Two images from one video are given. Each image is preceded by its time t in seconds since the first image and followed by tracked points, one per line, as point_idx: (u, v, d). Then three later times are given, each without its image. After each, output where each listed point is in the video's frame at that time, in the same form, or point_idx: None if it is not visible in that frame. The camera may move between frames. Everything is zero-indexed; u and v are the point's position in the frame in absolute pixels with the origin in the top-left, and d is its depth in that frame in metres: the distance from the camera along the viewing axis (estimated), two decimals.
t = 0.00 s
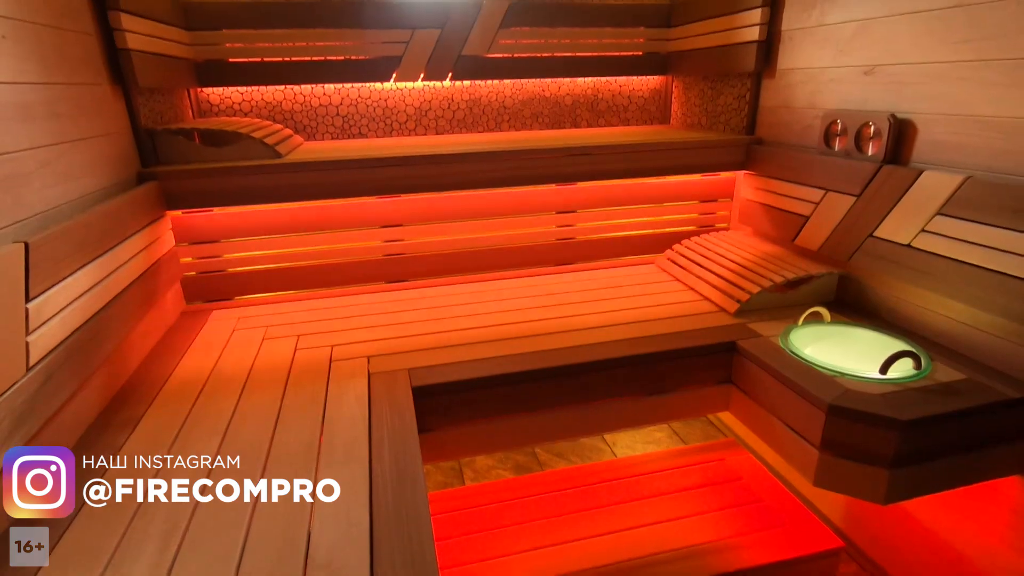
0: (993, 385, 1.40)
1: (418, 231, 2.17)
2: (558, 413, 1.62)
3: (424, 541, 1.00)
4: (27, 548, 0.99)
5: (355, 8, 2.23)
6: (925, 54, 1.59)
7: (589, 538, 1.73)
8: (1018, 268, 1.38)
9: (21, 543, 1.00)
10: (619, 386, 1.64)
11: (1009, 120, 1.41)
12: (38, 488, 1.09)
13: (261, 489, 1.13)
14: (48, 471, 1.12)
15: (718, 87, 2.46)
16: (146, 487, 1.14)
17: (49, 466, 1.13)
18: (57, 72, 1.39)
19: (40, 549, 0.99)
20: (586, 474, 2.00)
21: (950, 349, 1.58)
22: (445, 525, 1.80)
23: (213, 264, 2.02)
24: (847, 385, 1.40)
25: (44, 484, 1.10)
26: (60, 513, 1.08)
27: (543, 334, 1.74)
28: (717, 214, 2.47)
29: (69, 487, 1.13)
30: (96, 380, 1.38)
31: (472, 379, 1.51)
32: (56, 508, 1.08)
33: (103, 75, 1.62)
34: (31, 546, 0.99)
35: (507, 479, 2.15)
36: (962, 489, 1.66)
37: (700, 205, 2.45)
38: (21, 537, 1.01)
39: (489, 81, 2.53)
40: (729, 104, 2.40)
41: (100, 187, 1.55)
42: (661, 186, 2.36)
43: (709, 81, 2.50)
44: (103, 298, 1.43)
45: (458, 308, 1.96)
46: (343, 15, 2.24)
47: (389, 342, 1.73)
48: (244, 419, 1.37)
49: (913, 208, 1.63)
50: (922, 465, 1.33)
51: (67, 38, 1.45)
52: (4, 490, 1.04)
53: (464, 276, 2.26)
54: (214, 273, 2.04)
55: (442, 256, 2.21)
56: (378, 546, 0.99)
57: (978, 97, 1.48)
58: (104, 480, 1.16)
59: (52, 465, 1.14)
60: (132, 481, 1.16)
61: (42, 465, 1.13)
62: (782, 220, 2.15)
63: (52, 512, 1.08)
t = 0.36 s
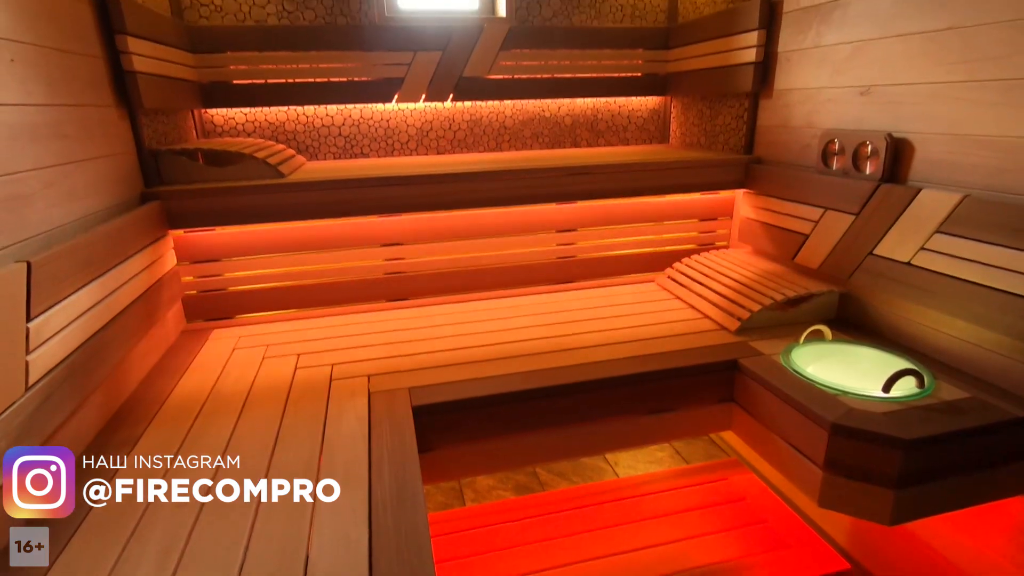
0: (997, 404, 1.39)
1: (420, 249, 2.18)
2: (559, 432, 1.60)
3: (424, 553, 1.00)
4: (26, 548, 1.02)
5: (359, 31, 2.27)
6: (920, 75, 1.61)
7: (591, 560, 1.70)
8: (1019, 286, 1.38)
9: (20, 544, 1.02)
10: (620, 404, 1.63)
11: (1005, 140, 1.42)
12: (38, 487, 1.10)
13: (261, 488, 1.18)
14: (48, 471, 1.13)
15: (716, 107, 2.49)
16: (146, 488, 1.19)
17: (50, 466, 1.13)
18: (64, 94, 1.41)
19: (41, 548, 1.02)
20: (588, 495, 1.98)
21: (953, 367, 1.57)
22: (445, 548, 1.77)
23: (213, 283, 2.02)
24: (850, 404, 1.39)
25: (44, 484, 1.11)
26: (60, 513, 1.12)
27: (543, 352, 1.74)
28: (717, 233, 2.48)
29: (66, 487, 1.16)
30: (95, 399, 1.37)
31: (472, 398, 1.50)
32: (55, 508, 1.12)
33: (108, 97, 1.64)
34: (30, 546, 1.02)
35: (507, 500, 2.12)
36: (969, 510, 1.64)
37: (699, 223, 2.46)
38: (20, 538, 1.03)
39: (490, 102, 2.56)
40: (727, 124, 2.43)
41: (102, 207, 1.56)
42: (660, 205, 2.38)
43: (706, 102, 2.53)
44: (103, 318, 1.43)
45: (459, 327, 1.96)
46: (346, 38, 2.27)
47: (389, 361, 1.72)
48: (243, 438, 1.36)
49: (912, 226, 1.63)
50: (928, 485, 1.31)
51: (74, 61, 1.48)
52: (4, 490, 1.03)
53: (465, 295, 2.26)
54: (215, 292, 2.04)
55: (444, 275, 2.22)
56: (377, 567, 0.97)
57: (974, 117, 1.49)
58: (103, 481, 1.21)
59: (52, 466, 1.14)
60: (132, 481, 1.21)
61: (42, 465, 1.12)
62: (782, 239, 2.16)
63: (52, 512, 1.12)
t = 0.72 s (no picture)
0: (1001, 422, 1.38)
1: (421, 268, 2.18)
2: (560, 452, 1.59)
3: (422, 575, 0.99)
4: (26, 549, 1.05)
5: (362, 53, 2.30)
6: (916, 96, 1.63)
7: None
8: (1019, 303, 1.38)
9: (20, 544, 1.05)
10: (622, 423, 1.62)
11: (1001, 159, 1.44)
12: (38, 488, 1.11)
13: (257, 488, 1.23)
14: (48, 471, 1.14)
15: (715, 126, 2.51)
16: (142, 488, 1.25)
17: (49, 467, 1.14)
18: (70, 116, 1.43)
19: (41, 548, 1.06)
20: (590, 516, 1.95)
21: (955, 385, 1.56)
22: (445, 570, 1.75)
23: (214, 301, 2.03)
24: (853, 423, 1.38)
25: (43, 484, 1.13)
26: (58, 513, 1.17)
27: (544, 370, 1.73)
28: (717, 250, 2.49)
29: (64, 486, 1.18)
30: (93, 419, 1.37)
31: (473, 417, 1.49)
32: (54, 507, 1.17)
33: (113, 118, 1.66)
34: (30, 546, 1.06)
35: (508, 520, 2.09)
36: (976, 531, 1.62)
37: (699, 241, 2.47)
38: (20, 537, 1.06)
39: (491, 121, 2.59)
40: (725, 143, 2.45)
41: (105, 227, 1.57)
42: (660, 223, 2.39)
43: (705, 121, 2.56)
44: (104, 337, 1.43)
45: (459, 345, 1.96)
46: (349, 60, 2.30)
47: (389, 379, 1.71)
48: (241, 458, 1.35)
49: (911, 244, 1.64)
50: (934, 505, 1.29)
51: (80, 84, 1.50)
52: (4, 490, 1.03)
53: (466, 313, 2.26)
54: (216, 310, 2.04)
55: (444, 292, 2.22)
56: None
57: (969, 137, 1.50)
58: (99, 481, 1.27)
59: (51, 466, 1.15)
60: (126, 482, 1.26)
61: (42, 466, 1.13)
62: (782, 256, 2.17)
63: (51, 512, 1.16)
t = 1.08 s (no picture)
0: (1006, 440, 1.37)
1: (421, 286, 2.18)
2: (561, 471, 1.57)
3: None
4: (26, 549, 1.06)
5: (364, 75, 2.33)
6: (912, 115, 1.65)
7: None
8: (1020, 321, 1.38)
9: (21, 543, 1.06)
10: (624, 442, 1.60)
11: (998, 177, 1.45)
12: (35, 488, 1.11)
13: (239, 488, 1.29)
14: (45, 471, 1.14)
15: (713, 145, 2.53)
16: (123, 488, 1.30)
17: (46, 466, 1.14)
18: (75, 137, 1.44)
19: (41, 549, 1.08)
20: (592, 537, 1.93)
21: (959, 403, 1.56)
22: None
23: (215, 319, 2.03)
24: (857, 442, 1.37)
25: (40, 484, 1.13)
26: (55, 513, 1.18)
27: (545, 389, 1.72)
28: (717, 268, 2.50)
29: (62, 486, 1.19)
30: (92, 438, 1.36)
31: (473, 436, 1.48)
32: (52, 508, 1.18)
33: (118, 138, 1.68)
34: (29, 546, 1.06)
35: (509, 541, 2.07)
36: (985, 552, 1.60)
37: (699, 259, 2.48)
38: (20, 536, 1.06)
39: (491, 141, 2.62)
40: (724, 162, 2.47)
41: (107, 247, 1.57)
42: (660, 241, 2.40)
43: (704, 140, 2.59)
44: (104, 356, 1.43)
45: (460, 363, 1.95)
46: (351, 82, 2.33)
47: (389, 398, 1.71)
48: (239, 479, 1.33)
49: (910, 261, 1.64)
50: (941, 526, 1.28)
51: (86, 105, 1.52)
52: None
53: (466, 331, 2.26)
54: (216, 328, 2.04)
55: (445, 310, 2.22)
56: None
57: (966, 155, 1.52)
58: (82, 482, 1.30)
59: (49, 466, 1.15)
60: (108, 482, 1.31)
61: (39, 466, 1.13)
62: (782, 274, 2.17)
63: (49, 512, 1.16)
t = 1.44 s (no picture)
0: (1013, 460, 1.36)
1: (422, 304, 2.18)
2: (563, 492, 1.56)
3: None
4: (27, 548, 1.08)
5: (366, 95, 2.36)
6: (909, 134, 1.66)
7: None
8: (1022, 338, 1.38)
9: (21, 543, 1.08)
10: (626, 461, 1.59)
11: (996, 195, 1.45)
12: (26, 488, 1.09)
13: (196, 489, 1.36)
14: (38, 471, 1.11)
15: (712, 163, 2.56)
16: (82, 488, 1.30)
17: (38, 466, 1.11)
18: (79, 157, 1.46)
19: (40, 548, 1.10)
20: (594, 559, 1.90)
21: (964, 421, 1.54)
22: None
23: (215, 338, 2.03)
24: (862, 461, 1.35)
25: (32, 485, 1.10)
26: (46, 513, 1.16)
27: (546, 408, 1.71)
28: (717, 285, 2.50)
29: (54, 486, 1.16)
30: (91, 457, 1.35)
31: (474, 455, 1.46)
32: (44, 508, 1.16)
33: (122, 157, 1.69)
34: (29, 546, 1.09)
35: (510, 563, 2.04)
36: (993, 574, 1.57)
37: (700, 276, 2.48)
38: (20, 537, 1.08)
39: (491, 160, 2.64)
40: (724, 180, 2.49)
41: (108, 265, 1.57)
42: (660, 258, 2.41)
43: (702, 159, 2.61)
44: (104, 374, 1.43)
45: (461, 382, 1.94)
46: (354, 102, 2.36)
47: (389, 416, 1.70)
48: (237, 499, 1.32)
49: (911, 279, 1.64)
50: (949, 547, 1.26)
51: (91, 125, 1.53)
52: None
53: (467, 349, 2.25)
54: (216, 347, 2.04)
55: (445, 328, 2.22)
56: None
57: (963, 173, 1.53)
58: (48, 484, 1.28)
59: (41, 466, 1.12)
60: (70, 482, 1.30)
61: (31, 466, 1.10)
62: (783, 291, 2.17)
63: (40, 512, 1.14)
